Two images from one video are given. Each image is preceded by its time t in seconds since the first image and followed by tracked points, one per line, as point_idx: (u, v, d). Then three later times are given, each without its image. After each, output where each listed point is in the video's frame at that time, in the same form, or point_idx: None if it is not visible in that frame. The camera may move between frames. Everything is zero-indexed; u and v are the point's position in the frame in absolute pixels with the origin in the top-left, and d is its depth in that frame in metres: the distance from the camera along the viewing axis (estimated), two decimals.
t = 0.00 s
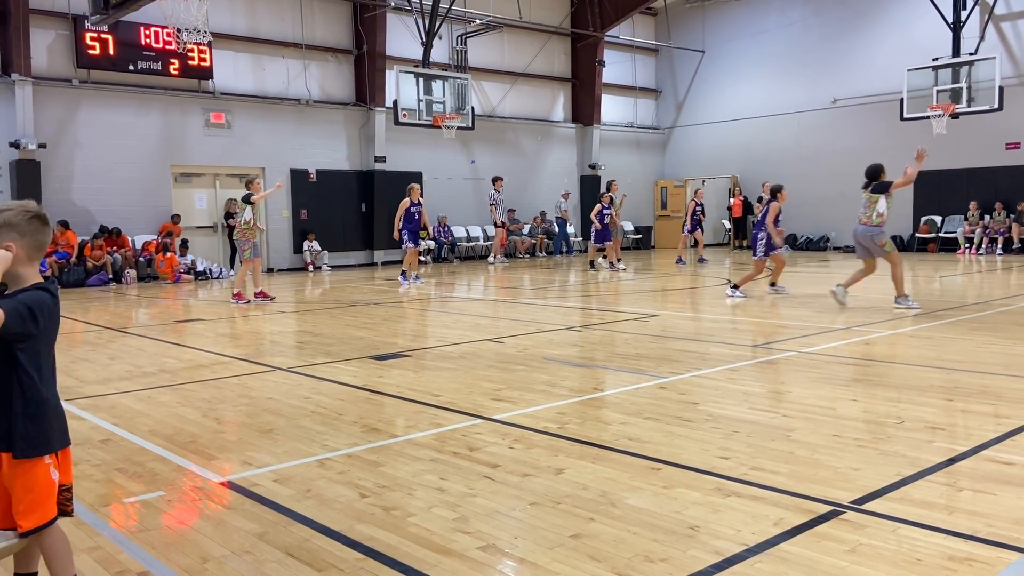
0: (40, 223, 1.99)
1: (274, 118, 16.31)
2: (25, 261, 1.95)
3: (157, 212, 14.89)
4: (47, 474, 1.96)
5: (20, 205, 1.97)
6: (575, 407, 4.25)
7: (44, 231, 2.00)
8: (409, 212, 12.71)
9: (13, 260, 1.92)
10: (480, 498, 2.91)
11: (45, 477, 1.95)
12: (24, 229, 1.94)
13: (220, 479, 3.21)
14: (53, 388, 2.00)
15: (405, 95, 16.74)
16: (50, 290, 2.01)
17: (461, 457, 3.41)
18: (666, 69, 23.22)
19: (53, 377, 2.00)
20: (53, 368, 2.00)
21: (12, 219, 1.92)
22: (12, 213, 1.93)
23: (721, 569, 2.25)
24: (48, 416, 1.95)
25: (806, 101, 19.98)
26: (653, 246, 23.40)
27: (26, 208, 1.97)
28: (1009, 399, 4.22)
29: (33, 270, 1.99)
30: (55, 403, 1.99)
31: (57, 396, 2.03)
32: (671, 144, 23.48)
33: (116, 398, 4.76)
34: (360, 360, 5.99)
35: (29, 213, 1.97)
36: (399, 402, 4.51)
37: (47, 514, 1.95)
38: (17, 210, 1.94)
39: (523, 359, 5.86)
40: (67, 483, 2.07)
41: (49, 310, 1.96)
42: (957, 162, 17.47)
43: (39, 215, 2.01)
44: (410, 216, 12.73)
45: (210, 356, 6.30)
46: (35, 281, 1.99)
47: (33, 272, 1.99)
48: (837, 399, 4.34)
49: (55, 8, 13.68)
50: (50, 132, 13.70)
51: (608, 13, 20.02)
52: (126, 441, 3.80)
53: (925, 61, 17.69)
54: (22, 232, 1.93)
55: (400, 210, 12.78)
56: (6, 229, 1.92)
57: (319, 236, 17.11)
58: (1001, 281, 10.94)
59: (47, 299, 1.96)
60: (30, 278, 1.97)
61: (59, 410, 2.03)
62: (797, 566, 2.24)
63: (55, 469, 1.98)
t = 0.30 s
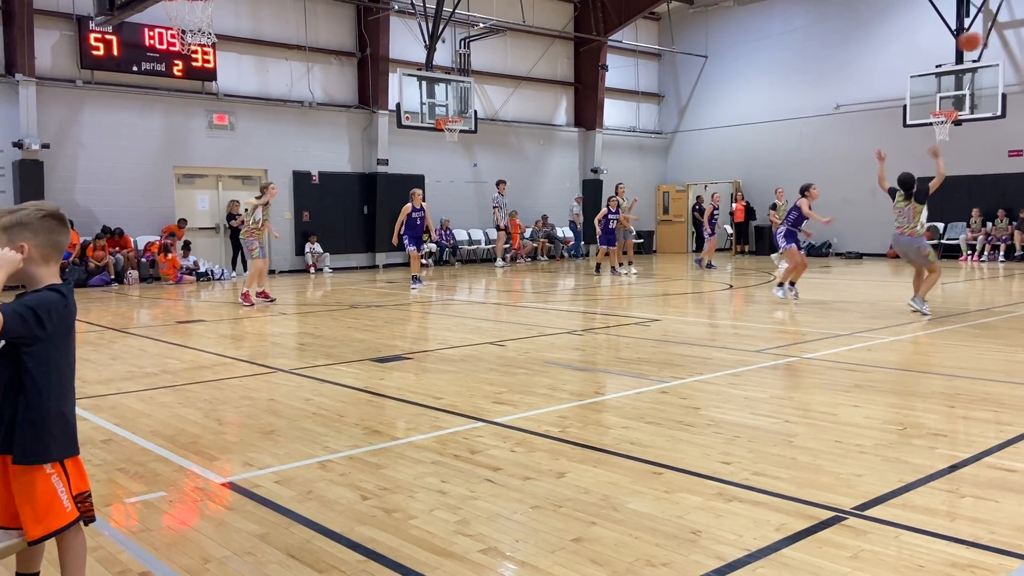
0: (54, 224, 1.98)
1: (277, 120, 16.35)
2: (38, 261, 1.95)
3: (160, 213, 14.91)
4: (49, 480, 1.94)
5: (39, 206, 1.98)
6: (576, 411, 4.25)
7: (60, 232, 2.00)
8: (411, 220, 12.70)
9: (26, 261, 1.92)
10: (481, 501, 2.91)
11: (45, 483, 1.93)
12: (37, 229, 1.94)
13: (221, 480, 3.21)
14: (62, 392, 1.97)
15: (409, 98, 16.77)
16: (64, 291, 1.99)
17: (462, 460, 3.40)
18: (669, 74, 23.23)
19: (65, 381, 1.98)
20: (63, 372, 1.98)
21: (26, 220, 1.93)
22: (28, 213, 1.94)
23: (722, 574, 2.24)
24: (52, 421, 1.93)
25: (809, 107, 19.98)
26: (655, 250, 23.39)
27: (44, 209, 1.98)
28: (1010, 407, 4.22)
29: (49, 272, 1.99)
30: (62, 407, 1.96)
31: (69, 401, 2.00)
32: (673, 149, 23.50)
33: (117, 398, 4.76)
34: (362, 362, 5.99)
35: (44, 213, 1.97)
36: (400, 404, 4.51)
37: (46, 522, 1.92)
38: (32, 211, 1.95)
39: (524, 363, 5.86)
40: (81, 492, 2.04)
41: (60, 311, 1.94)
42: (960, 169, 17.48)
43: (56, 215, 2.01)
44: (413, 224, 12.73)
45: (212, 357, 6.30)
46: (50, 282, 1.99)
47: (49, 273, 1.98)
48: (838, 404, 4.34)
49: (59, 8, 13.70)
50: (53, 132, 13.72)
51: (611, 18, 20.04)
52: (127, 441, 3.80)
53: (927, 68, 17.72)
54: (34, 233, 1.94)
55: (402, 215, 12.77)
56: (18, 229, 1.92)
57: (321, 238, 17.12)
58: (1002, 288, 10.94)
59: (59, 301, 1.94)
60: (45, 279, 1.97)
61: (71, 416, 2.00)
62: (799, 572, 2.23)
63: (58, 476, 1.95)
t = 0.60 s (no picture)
0: (77, 228, 2.01)
1: (284, 125, 16.42)
2: (61, 263, 1.98)
3: (167, 218, 14.97)
4: (72, 482, 1.95)
5: (65, 209, 2.02)
6: (583, 417, 4.25)
7: (84, 234, 2.03)
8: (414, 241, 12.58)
9: (48, 263, 1.96)
10: (488, 507, 2.91)
11: (68, 484, 1.95)
12: (60, 231, 1.98)
13: (227, 483, 3.21)
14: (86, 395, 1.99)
15: (416, 104, 16.80)
16: (87, 295, 2.02)
17: (469, 466, 3.41)
18: (675, 81, 23.26)
19: (89, 383, 2.00)
20: (86, 374, 1.99)
21: (49, 223, 1.96)
22: (52, 216, 1.98)
23: None
24: (74, 424, 1.95)
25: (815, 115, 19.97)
26: (660, 257, 23.39)
27: (70, 213, 2.02)
28: (1018, 416, 4.20)
29: (74, 273, 2.01)
30: (84, 410, 1.98)
31: (94, 403, 2.02)
32: (679, 156, 23.51)
33: (125, 401, 4.78)
34: (367, 367, 6.00)
35: (68, 215, 2.00)
36: (406, 410, 4.51)
37: (68, 524, 1.94)
38: (55, 213, 1.98)
39: (530, 369, 5.86)
40: (110, 495, 2.05)
41: (79, 311, 1.96)
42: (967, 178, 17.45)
43: (81, 218, 2.04)
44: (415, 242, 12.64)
45: (218, 361, 6.32)
46: (75, 284, 2.01)
47: (73, 275, 2.01)
48: (845, 412, 4.33)
49: (69, 13, 13.77)
50: (62, 136, 13.80)
51: (618, 26, 20.08)
52: (135, 444, 3.81)
53: (934, 76, 17.72)
54: (56, 235, 1.97)
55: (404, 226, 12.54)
56: (43, 232, 1.96)
57: (327, 244, 17.17)
58: (1009, 298, 10.91)
59: (79, 303, 1.96)
60: (70, 281, 2.00)
61: (95, 418, 2.02)
62: None
63: (81, 478, 1.96)
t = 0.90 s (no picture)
0: (107, 233, 2.04)
1: (293, 132, 16.49)
2: (86, 266, 2.01)
3: (176, 224, 15.05)
4: (75, 481, 1.99)
5: (97, 212, 2.04)
6: (589, 425, 4.25)
7: (112, 240, 2.06)
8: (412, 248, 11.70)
9: (74, 265, 1.98)
10: (494, 514, 2.90)
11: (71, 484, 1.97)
12: (89, 236, 2.00)
13: (234, 488, 3.22)
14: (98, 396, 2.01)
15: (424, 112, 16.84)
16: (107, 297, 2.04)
17: (475, 473, 3.40)
18: (683, 91, 23.27)
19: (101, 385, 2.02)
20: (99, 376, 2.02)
21: (79, 227, 1.99)
22: (83, 220, 2.00)
23: None
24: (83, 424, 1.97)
25: (824, 125, 19.95)
26: (668, 266, 23.38)
27: (101, 217, 2.04)
28: None
29: (97, 277, 2.04)
30: (95, 412, 2.00)
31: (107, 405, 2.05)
32: (687, 165, 23.51)
33: (133, 406, 4.79)
34: (374, 374, 6.01)
35: (99, 221, 2.03)
36: (413, 416, 4.52)
37: (69, 525, 1.96)
38: (88, 217, 2.00)
39: (536, 377, 5.86)
40: (114, 497, 2.06)
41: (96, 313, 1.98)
42: (977, 189, 17.38)
43: (111, 223, 2.06)
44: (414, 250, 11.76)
45: (225, 367, 6.34)
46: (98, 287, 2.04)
47: (97, 277, 2.04)
48: (853, 422, 4.31)
49: (81, 21, 13.89)
50: (72, 142, 13.90)
51: (626, 35, 20.13)
52: (143, 449, 3.83)
53: (943, 87, 17.70)
54: (85, 239, 1.99)
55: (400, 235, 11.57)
56: (73, 236, 1.99)
57: (335, 251, 17.22)
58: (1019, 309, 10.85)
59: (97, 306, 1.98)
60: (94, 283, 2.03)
61: (107, 420, 2.04)
62: None
63: (86, 478, 1.99)
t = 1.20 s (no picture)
0: (123, 248, 2.14)
1: (298, 138, 16.54)
2: (102, 276, 2.09)
3: (181, 229, 15.09)
4: (74, 479, 2.03)
5: (114, 227, 2.14)
6: (590, 433, 4.22)
7: (124, 255, 2.16)
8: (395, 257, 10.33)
9: (91, 275, 2.07)
10: (493, 522, 2.89)
11: (72, 482, 2.02)
12: (110, 250, 2.10)
13: (232, 495, 3.21)
14: (103, 397, 2.08)
15: (429, 119, 16.88)
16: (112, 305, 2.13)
17: (474, 480, 3.39)
18: (688, 98, 23.28)
19: (104, 387, 2.09)
20: (104, 377, 2.09)
21: (104, 241, 2.08)
22: (105, 233, 2.10)
23: None
24: (89, 423, 2.04)
25: (829, 133, 19.94)
26: (672, 274, 23.34)
27: (118, 231, 2.14)
28: None
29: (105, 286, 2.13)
30: (100, 412, 2.06)
31: (110, 405, 2.11)
32: (692, 173, 23.51)
33: (134, 412, 4.79)
34: (376, 381, 6.00)
35: (119, 237, 2.14)
36: (414, 423, 4.50)
37: (68, 522, 2.01)
38: (112, 232, 2.11)
39: (539, 385, 5.83)
40: (112, 497, 2.12)
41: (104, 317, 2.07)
42: (982, 198, 17.34)
43: (126, 239, 2.17)
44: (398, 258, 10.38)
45: (227, 373, 6.33)
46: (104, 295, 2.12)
47: (104, 286, 2.13)
48: (857, 432, 4.28)
49: (88, 26, 13.97)
50: (78, 147, 13.95)
51: (632, 43, 20.16)
52: (142, 454, 3.82)
53: (949, 95, 17.67)
54: (108, 252, 2.09)
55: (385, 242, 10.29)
56: (96, 248, 2.08)
57: (339, 257, 17.23)
58: None
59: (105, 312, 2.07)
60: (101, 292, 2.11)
61: (109, 421, 2.10)
62: None
63: (86, 477, 2.05)
